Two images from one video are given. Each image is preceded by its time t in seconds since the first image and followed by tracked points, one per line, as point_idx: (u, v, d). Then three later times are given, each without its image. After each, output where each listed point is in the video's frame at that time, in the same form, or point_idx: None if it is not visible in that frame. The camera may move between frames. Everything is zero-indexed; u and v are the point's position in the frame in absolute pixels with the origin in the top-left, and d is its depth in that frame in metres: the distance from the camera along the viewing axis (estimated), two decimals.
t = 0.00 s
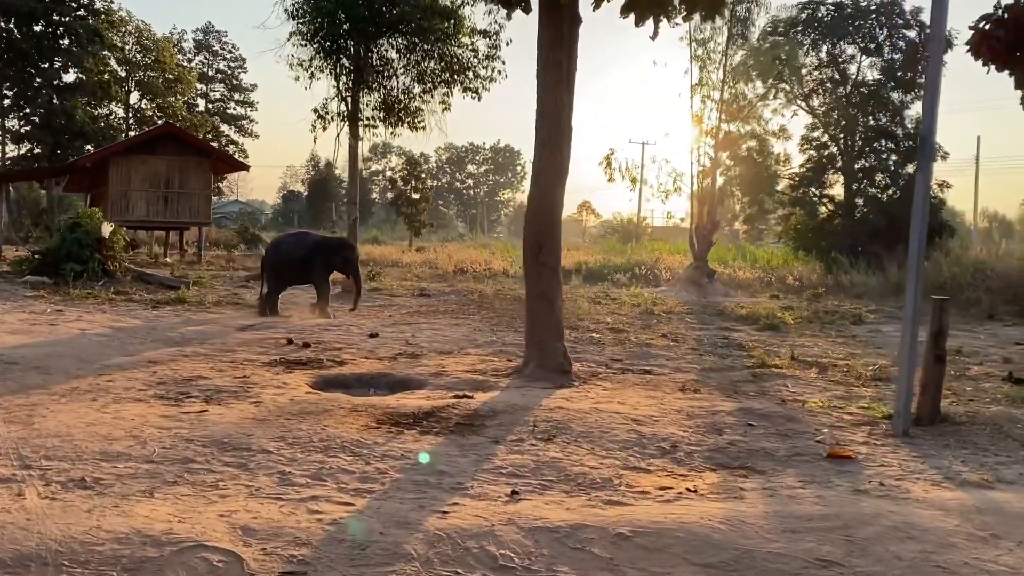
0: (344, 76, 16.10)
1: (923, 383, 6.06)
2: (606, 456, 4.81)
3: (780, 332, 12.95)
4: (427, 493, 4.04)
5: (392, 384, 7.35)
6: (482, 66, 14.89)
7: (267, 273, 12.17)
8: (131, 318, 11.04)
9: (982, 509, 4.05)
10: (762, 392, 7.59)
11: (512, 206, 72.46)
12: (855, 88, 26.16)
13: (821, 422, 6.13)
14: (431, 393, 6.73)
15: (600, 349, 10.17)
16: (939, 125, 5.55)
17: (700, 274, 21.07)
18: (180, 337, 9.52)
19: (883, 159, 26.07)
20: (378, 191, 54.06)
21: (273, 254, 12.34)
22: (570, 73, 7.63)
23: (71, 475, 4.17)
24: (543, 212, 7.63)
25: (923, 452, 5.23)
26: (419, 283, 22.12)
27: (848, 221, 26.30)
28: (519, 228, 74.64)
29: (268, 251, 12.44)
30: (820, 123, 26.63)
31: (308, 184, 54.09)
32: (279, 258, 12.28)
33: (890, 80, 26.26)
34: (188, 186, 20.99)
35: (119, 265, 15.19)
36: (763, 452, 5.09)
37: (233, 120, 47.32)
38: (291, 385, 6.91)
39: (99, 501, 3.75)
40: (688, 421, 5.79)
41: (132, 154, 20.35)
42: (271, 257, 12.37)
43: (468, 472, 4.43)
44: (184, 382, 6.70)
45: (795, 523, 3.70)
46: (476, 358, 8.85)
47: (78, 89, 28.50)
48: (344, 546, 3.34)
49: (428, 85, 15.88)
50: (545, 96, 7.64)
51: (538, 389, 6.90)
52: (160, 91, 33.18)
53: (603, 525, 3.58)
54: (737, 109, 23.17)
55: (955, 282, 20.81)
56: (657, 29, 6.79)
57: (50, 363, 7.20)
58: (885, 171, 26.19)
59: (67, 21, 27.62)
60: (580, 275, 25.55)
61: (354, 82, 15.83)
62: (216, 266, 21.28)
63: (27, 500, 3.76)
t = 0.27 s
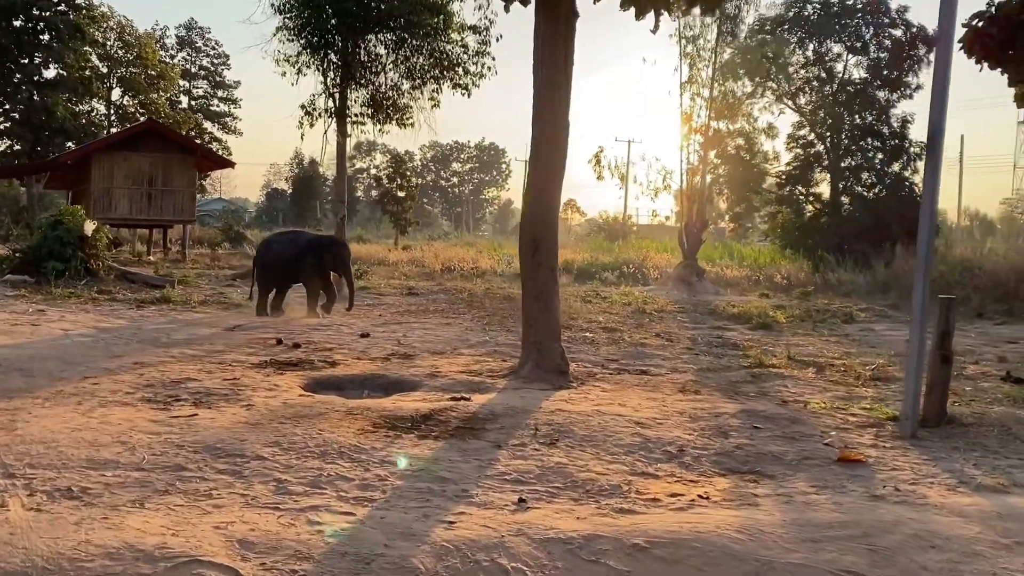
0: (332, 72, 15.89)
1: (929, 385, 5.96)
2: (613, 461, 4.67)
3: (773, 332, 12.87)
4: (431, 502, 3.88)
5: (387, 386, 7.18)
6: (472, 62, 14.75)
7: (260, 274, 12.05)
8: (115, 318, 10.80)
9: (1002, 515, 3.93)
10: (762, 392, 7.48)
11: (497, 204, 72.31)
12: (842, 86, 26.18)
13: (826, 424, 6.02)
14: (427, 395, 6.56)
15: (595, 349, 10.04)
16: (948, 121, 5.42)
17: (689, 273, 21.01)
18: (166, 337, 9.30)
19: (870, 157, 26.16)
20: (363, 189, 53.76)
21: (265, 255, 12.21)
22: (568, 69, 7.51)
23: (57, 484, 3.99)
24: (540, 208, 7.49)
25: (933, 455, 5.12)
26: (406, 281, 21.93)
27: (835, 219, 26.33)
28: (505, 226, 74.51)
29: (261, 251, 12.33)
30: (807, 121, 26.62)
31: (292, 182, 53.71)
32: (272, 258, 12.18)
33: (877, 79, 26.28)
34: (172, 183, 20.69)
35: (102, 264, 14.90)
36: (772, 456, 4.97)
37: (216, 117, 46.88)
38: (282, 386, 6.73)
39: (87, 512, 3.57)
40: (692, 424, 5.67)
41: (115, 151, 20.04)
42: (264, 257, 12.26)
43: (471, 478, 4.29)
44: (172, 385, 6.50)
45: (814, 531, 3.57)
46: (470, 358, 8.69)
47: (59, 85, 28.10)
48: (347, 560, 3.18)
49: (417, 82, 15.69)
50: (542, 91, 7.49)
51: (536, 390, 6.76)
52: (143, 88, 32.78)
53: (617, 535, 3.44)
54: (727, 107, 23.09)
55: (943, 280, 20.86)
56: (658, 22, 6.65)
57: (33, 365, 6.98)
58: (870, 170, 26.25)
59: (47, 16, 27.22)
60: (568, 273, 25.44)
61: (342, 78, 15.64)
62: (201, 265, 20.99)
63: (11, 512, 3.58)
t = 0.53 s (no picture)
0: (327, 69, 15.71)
1: (942, 387, 5.85)
2: (627, 466, 4.54)
3: (772, 331, 12.78)
4: (444, 510, 3.74)
5: (387, 388, 7.03)
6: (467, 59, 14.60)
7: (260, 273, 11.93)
8: (106, 317, 10.60)
9: None
10: (768, 393, 7.37)
11: (487, 203, 72.07)
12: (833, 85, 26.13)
13: (839, 426, 5.91)
14: (429, 397, 6.42)
15: (594, 349, 9.92)
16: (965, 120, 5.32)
17: (684, 272, 20.93)
18: (159, 337, 9.11)
19: (860, 157, 26.04)
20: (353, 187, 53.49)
21: (266, 253, 12.08)
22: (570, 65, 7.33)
23: (53, 493, 3.83)
24: (543, 206, 7.35)
25: (950, 458, 5.02)
26: (399, 280, 21.76)
27: (827, 218, 26.20)
28: (494, 225, 74.38)
29: (262, 250, 12.19)
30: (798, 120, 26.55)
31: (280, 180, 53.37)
32: (272, 257, 12.02)
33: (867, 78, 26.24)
34: (162, 181, 20.43)
35: (92, 262, 14.67)
36: (788, 460, 4.85)
37: (204, 114, 46.52)
38: (282, 389, 6.57)
39: (86, 523, 3.42)
40: (703, 426, 5.54)
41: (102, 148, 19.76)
42: (265, 256, 12.12)
43: (483, 484, 4.15)
44: (168, 388, 6.33)
45: (841, 540, 3.46)
46: (470, 359, 8.55)
47: (46, 82, 27.75)
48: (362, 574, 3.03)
49: (411, 79, 15.50)
50: (542, 88, 7.37)
51: (540, 392, 6.62)
52: (131, 85, 32.45)
53: (640, 545, 3.32)
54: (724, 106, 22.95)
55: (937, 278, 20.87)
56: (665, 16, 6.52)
57: (24, 367, 6.80)
58: (862, 168, 26.05)
59: (34, 11, 26.86)
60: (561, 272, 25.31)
61: (335, 75, 15.49)
62: (191, 264, 20.75)
63: (6, 523, 3.42)
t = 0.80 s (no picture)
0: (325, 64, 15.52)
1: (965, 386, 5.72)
2: (649, 468, 4.39)
3: (776, 330, 12.65)
4: (465, 515, 3.59)
5: (393, 387, 6.87)
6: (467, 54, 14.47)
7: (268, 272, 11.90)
8: (102, 316, 10.40)
9: None
10: (781, 392, 7.23)
11: (480, 202, 71.87)
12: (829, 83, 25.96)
13: (859, 425, 5.77)
14: (438, 397, 6.26)
15: (600, 348, 9.77)
16: (990, 112, 5.19)
17: (683, 270, 20.82)
18: (157, 336, 8.91)
19: (857, 155, 26.07)
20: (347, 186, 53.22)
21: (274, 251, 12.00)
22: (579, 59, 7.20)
23: (55, 498, 3.65)
24: (552, 202, 7.20)
25: (978, 459, 4.89)
26: (396, 278, 21.57)
27: (823, 216, 26.20)
28: (488, 224, 74.19)
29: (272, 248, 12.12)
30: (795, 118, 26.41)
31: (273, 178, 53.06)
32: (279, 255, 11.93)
33: (864, 76, 26.14)
34: (156, 179, 20.18)
35: (86, 260, 14.44)
36: (813, 461, 4.71)
37: (197, 112, 46.20)
38: (286, 388, 6.40)
39: (91, 531, 3.25)
40: (722, 427, 5.40)
41: (96, 144, 19.54)
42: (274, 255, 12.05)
43: (503, 488, 3.99)
44: (169, 387, 6.15)
45: (882, 545, 3.32)
46: (476, 357, 8.39)
47: (37, 79, 27.46)
48: None
49: (411, 74, 15.31)
50: (550, 81, 7.21)
51: (551, 391, 6.46)
52: (123, 82, 32.15)
53: (675, 552, 3.17)
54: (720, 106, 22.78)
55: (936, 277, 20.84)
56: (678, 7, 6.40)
57: (20, 367, 6.61)
58: (858, 166, 26.10)
59: (25, 7, 26.59)
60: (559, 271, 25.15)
61: (333, 70, 15.34)
62: (186, 261, 20.51)
63: (6, 530, 3.25)
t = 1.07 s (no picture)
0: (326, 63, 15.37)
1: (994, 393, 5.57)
2: (679, 482, 4.24)
3: (784, 332, 12.54)
4: (493, 533, 3.43)
5: (404, 393, 6.71)
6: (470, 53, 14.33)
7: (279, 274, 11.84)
8: (103, 319, 10.22)
9: None
10: (798, 398, 7.10)
11: (477, 201, 71.67)
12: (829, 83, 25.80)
13: (885, 433, 5.63)
14: (451, 403, 6.10)
15: (610, 351, 9.63)
16: None
17: (686, 270, 20.68)
18: (160, 339, 8.74)
19: (857, 155, 25.97)
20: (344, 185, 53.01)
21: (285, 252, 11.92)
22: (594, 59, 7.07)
23: (63, 515, 3.49)
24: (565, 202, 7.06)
25: (1014, 470, 4.75)
26: (396, 279, 21.40)
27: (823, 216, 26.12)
28: (485, 224, 74.01)
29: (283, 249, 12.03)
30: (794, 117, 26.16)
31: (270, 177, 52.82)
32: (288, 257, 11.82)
33: (864, 76, 26.01)
34: (155, 178, 19.97)
35: (85, 261, 14.25)
36: (844, 472, 4.56)
37: (193, 111, 45.93)
38: (295, 395, 6.24)
39: (103, 553, 3.08)
40: (746, 435, 5.25)
41: (93, 144, 19.35)
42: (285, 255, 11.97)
43: (530, 502, 3.84)
44: (175, 394, 5.99)
45: (932, 565, 3.17)
46: (485, 361, 8.24)
47: (33, 78, 27.24)
48: None
49: (414, 73, 15.14)
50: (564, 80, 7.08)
51: (567, 397, 6.31)
52: (119, 81, 31.91)
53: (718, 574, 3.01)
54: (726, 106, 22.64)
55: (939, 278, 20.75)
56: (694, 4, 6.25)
57: (20, 373, 6.44)
58: (858, 166, 26.04)
59: (20, 6, 26.36)
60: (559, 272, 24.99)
61: (334, 69, 15.19)
62: (184, 262, 20.32)
63: (14, 553, 3.09)
